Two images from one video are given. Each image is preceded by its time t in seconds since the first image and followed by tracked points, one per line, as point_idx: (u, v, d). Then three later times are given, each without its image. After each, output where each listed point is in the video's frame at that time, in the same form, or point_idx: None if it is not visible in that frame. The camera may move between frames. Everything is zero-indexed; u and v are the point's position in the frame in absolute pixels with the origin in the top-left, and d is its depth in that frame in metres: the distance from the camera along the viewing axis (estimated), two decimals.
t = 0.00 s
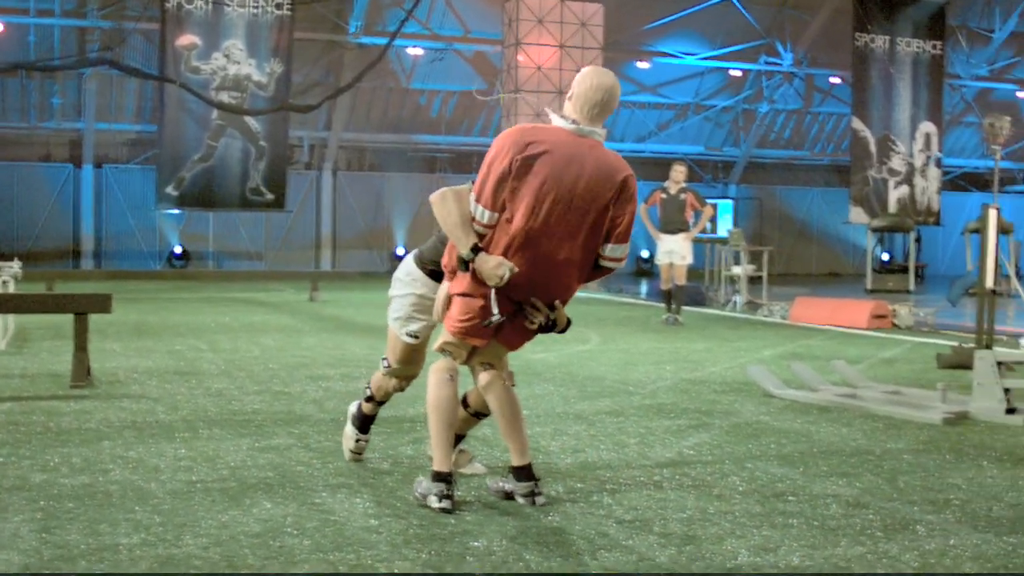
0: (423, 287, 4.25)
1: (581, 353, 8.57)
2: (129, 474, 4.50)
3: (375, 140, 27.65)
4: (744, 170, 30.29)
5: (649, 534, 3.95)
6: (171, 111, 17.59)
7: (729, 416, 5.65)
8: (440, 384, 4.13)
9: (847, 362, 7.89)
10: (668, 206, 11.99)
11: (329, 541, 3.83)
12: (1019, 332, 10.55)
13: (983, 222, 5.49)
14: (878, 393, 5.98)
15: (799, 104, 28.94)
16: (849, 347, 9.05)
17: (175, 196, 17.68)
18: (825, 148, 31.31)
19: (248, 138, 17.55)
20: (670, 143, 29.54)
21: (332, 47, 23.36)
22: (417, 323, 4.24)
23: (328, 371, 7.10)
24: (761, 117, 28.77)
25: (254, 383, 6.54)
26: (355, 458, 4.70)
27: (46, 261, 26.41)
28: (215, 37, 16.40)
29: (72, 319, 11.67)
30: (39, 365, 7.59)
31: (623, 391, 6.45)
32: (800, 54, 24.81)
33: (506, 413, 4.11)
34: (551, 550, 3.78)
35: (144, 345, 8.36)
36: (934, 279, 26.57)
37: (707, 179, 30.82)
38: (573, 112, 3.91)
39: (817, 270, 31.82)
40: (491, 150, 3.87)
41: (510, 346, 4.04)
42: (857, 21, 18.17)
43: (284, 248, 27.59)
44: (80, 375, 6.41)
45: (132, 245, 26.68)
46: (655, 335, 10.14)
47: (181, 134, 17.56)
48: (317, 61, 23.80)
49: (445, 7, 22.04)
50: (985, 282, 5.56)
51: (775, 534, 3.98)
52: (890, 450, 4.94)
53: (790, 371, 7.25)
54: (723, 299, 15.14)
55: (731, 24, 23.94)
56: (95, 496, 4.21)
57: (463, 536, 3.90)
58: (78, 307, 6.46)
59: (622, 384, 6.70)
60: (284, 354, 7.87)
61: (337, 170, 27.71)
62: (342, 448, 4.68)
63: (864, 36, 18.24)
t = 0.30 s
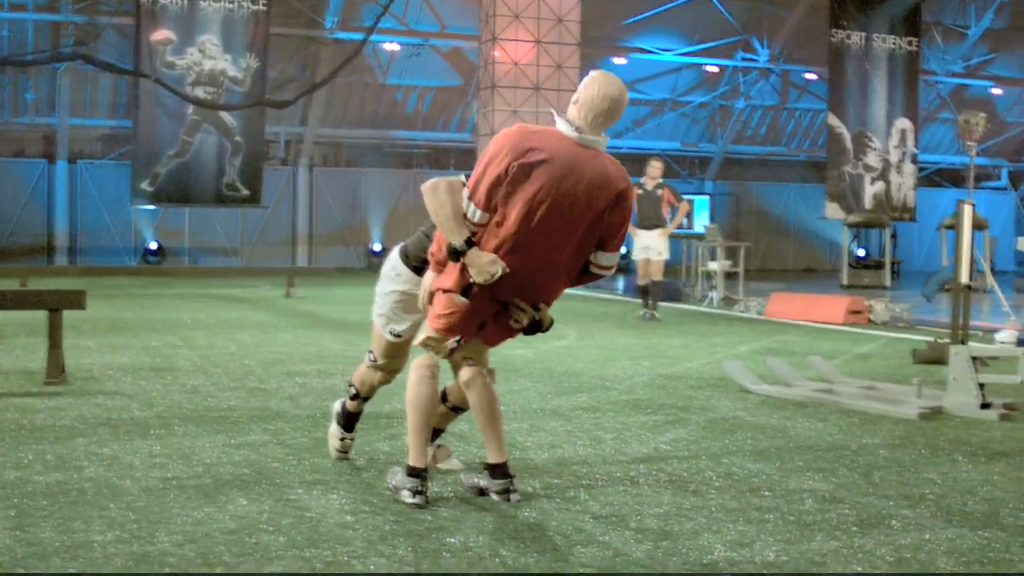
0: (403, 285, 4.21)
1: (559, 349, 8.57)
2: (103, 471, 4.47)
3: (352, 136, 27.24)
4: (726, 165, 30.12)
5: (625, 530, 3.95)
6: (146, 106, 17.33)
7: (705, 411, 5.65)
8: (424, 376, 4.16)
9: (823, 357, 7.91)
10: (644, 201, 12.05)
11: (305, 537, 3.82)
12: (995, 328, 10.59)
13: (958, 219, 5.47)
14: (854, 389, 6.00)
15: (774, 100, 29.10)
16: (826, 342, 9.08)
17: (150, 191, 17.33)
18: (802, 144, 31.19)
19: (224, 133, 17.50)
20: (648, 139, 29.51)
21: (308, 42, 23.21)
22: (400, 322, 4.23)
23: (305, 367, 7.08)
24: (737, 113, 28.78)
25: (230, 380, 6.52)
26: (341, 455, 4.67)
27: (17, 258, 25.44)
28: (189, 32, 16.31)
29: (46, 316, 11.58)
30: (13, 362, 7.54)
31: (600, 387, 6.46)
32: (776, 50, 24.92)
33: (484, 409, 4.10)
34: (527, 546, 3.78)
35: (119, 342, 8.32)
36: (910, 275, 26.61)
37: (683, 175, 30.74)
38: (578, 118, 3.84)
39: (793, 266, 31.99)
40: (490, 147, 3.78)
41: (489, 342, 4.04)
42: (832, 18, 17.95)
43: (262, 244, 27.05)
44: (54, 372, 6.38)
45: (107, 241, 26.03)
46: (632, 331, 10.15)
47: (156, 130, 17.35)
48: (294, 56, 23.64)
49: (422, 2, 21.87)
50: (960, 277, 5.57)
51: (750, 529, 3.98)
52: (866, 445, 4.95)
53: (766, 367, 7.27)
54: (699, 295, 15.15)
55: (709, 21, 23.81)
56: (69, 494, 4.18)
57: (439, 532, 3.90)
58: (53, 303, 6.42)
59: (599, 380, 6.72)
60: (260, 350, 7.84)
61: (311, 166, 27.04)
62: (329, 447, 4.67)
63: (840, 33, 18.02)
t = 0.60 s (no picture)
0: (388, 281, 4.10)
1: (533, 344, 8.55)
2: (75, 468, 4.45)
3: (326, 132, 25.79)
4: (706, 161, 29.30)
5: (600, 525, 3.95)
6: (117, 103, 17.44)
7: (681, 407, 5.66)
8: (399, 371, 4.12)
9: (797, 352, 7.94)
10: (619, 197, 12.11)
11: (280, 532, 3.82)
12: (967, 323, 10.62)
13: (930, 213, 5.51)
14: (827, 383, 6.02)
15: (748, 95, 28.03)
16: (800, 337, 9.09)
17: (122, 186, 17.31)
18: (777, 140, 30.14)
19: (196, 127, 17.36)
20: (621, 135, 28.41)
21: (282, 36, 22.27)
22: (381, 319, 4.17)
23: (279, 363, 7.05)
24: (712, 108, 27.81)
25: (203, 376, 6.49)
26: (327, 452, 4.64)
27: None
28: (161, 26, 16.03)
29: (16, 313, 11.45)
30: None
31: (575, 382, 6.46)
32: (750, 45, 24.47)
33: (461, 407, 4.13)
34: (501, 541, 3.79)
35: (91, 338, 8.25)
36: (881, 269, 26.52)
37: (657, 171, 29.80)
38: (579, 128, 3.69)
39: (766, 262, 31.71)
40: (486, 148, 3.67)
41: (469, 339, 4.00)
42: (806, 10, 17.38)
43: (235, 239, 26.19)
44: (25, 369, 6.34)
45: (79, 237, 25.32)
46: (607, 326, 10.13)
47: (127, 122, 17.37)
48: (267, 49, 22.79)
49: None
50: (933, 272, 5.60)
51: (724, 523, 3.99)
52: (840, 439, 4.97)
53: (740, 362, 7.29)
54: (674, 290, 15.10)
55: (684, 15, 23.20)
56: (41, 491, 4.16)
57: (413, 527, 3.90)
58: (23, 300, 6.35)
59: (574, 375, 6.72)
60: (233, 346, 7.80)
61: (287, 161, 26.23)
62: (313, 443, 4.65)
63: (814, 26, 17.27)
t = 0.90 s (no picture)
0: (372, 272, 4.04)
1: (506, 339, 8.53)
2: (44, 463, 4.42)
3: (297, 125, 25.79)
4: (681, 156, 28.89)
5: (572, 519, 3.95)
6: (90, 96, 17.33)
7: (653, 401, 5.66)
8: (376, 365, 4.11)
9: (769, 345, 7.95)
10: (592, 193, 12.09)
11: (251, 527, 3.81)
12: (938, 317, 10.66)
13: (902, 208, 5.52)
14: (800, 377, 6.04)
15: (721, 89, 27.31)
16: (773, 331, 9.10)
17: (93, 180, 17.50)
18: (749, 134, 29.72)
19: (167, 121, 17.31)
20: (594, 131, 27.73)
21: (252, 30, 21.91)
22: (361, 312, 4.11)
23: (251, 358, 7.02)
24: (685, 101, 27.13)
25: (175, 371, 6.46)
26: (312, 447, 4.61)
27: None
28: (133, 18, 16.09)
29: None
30: None
31: (547, 376, 6.46)
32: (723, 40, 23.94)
33: (433, 397, 4.10)
34: (474, 536, 3.78)
35: (62, 333, 8.20)
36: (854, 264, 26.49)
37: (633, 165, 29.66)
38: (579, 146, 3.54)
39: (738, 256, 31.25)
40: (484, 154, 3.59)
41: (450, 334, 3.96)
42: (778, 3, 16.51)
43: (205, 234, 26.17)
44: None
45: (49, 232, 24.97)
46: (581, 320, 10.12)
47: (99, 116, 17.34)
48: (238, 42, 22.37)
49: None
50: (905, 267, 5.59)
51: (696, 517, 3.99)
52: (811, 433, 4.98)
53: (712, 356, 7.30)
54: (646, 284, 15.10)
55: (655, 9, 22.77)
56: (10, 488, 4.12)
57: (386, 521, 3.89)
58: None
59: (546, 369, 6.71)
60: (205, 341, 7.75)
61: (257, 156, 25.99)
62: (296, 438, 4.63)
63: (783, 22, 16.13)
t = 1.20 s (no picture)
0: (356, 261, 4.06)
1: (480, 332, 8.53)
2: (14, 459, 4.38)
3: (271, 119, 25.50)
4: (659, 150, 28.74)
5: (546, 512, 3.95)
6: (58, 89, 17.29)
7: (626, 393, 5.67)
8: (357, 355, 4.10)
9: (742, 338, 7.98)
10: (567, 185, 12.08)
11: (225, 522, 3.79)
12: (911, 310, 10.71)
13: (875, 201, 5.63)
14: (774, 369, 6.05)
15: (695, 83, 27.44)
16: (746, 324, 9.13)
17: (63, 173, 17.59)
18: (723, 128, 29.42)
19: (139, 114, 17.48)
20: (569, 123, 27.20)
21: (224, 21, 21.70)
22: (343, 301, 4.10)
23: (224, 352, 6.99)
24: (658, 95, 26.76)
25: (147, 365, 6.43)
26: (296, 442, 4.55)
27: None
28: (104, 11, 16.28)
29: None
30: None
31: (521, 369, 6.46)
32: (697, 32, 23.82)
33: (413, 389, 4.16)
34: (447, 529, 3.77)
35: (32, 328, 8.13)
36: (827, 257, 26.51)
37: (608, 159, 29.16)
38: (575, 169, 3.42)
39: (712, 249, 30.36)
40: (480, 162, 3.54)
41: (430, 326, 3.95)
42: None
43: (178, 226, 25.68)
44: None
45: (18, 225, 24.27)
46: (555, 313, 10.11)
47: (69, 109, 17.31)
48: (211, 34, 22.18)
49: None
50: (878, 259, 5.63)
51: (671, 509, 4.00)
52: (784, 425, 4.99)
53: (685, 349, 7.32)
54: (620, 277, 15.11)
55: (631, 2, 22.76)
56: None
57: (360, 515, 3.88)
58: None
59: (519, 362, 6.72)
60: (177, 335, 7.70)
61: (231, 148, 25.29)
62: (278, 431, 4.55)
63: (759, 16, 16.26)
